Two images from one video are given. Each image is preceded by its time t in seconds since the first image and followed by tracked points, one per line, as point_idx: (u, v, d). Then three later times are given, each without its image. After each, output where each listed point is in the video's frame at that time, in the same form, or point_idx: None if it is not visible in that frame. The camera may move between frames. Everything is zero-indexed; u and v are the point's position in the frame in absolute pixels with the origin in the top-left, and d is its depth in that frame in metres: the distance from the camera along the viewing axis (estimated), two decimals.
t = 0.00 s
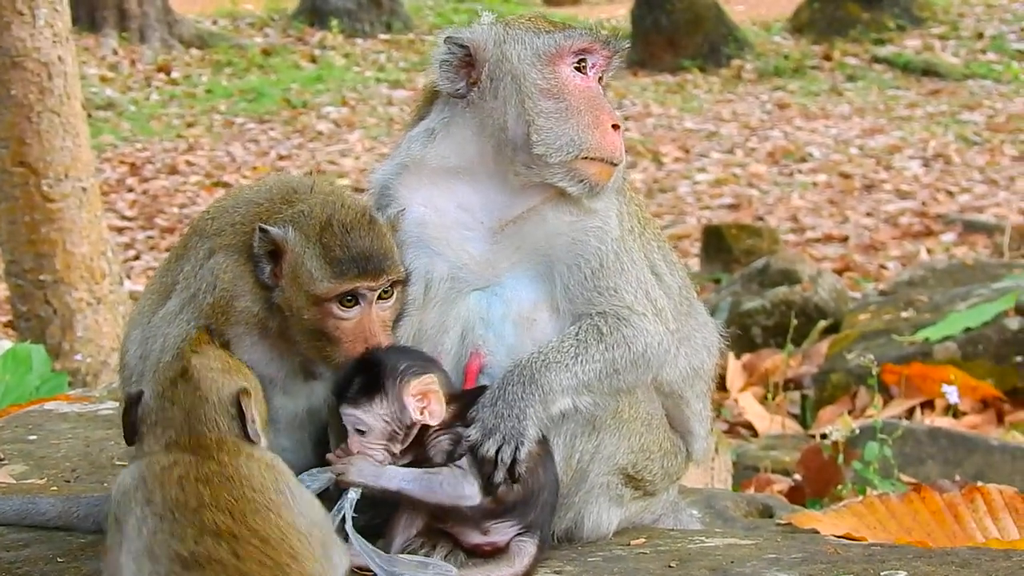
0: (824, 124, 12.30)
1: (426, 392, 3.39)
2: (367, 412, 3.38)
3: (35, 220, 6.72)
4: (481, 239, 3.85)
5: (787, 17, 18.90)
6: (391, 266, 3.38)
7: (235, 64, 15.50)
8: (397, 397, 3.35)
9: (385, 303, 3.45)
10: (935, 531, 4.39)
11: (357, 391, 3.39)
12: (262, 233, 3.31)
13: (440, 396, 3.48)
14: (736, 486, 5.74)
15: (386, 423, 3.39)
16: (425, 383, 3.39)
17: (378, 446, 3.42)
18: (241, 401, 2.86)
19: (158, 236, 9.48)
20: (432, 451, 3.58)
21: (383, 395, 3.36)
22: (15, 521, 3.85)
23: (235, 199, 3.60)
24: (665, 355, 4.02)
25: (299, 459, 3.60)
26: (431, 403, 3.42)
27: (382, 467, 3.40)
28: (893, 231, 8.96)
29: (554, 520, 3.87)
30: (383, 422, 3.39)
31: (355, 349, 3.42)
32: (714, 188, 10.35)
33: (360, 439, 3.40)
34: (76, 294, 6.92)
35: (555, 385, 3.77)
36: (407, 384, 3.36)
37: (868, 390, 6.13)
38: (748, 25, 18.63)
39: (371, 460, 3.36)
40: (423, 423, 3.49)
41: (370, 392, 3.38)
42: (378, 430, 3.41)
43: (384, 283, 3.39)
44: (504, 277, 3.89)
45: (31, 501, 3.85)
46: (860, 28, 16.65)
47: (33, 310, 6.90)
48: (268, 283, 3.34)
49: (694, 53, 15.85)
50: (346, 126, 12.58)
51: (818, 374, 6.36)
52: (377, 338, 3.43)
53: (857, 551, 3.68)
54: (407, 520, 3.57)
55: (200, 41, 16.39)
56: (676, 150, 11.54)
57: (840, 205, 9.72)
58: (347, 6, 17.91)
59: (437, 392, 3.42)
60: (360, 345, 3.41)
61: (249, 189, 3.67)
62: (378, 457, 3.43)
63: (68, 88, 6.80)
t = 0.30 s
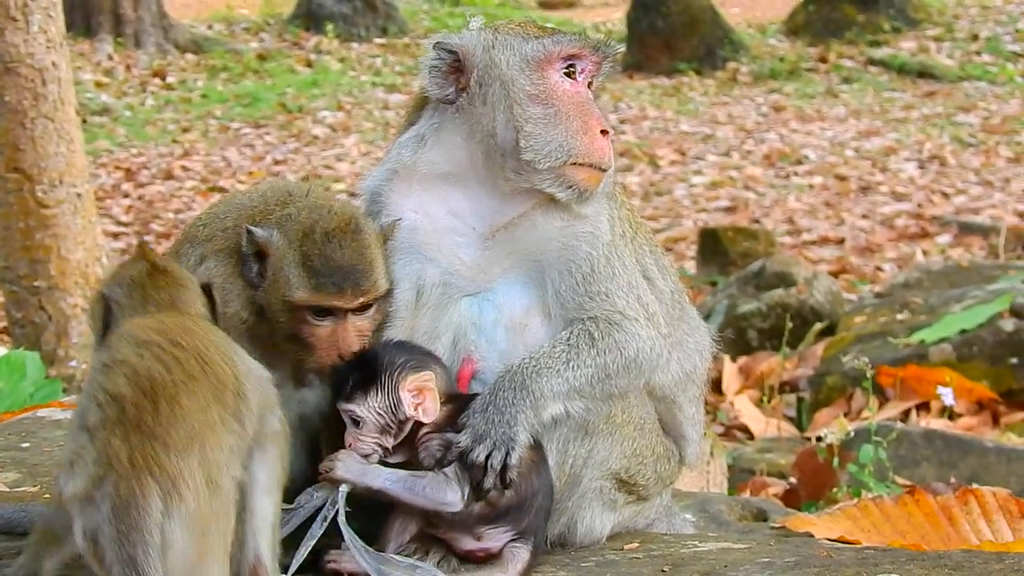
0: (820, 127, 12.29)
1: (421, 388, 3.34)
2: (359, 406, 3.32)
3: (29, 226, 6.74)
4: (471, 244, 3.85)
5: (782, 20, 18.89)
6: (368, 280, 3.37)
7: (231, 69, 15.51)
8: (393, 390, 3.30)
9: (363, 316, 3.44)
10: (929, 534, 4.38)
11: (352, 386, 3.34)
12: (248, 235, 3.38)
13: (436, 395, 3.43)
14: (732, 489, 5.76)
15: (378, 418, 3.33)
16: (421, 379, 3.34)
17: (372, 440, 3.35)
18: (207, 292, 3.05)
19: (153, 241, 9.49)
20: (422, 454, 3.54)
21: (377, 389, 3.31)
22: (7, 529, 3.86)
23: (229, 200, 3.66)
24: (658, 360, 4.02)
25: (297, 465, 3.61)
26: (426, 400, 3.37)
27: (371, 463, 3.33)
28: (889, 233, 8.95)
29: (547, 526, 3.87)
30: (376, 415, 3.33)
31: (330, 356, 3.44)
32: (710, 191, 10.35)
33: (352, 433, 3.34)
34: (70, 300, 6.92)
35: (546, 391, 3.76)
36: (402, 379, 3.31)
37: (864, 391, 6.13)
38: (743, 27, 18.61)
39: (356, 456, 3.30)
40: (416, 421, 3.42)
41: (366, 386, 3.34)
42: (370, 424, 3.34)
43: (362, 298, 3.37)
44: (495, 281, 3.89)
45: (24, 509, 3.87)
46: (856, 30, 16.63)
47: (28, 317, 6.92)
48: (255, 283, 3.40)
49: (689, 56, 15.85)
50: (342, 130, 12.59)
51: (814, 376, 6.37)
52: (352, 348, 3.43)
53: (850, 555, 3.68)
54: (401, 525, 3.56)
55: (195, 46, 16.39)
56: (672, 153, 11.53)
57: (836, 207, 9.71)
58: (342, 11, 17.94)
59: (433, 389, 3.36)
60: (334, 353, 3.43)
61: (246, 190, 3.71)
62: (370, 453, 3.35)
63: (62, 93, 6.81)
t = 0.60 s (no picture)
0: (810, 130, 12.30)
1: (411, 385, 3.38)
2: (351, 404, 3.41)
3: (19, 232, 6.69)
4: (456, 250, 3.85)
5: (771, 24, 18.91)
6: (325, 261, 3.32)
7: (221, 74, 15.51)
8: (382, 386, 3.36)
9: (320, 298, 3.37)
10: (920, 539, 4.37)
11: (346, 386, 3.45)
12: (216, 215, 3.39)
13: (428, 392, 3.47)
14: (722, 494, 5.74)
15: (369, 415, 3.39)
16: (412, 377, 3.40)
17: (367, 436, 3.41)
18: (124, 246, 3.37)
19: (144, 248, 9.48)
20: (410, 458, 3.57)
21: (368, 386, 3.40)
22: None
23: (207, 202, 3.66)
24: (644, 365, 4.01)
25: (283, 468, 3.73)
26: (417, 398, 3.41)
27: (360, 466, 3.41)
28: (879, 236, 8.96)
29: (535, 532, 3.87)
30: (368, 413, 3.40)
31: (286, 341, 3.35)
32: (701, 195, 10.35)
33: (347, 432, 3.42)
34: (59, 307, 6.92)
35: (531, 398, 3.75)
36: (391, 375, 3.37)
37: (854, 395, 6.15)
38: (733, 31, 18.62)
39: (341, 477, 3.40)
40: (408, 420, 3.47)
41: (360, 386, 3.43)
42: (363, 421, 3.41)
43: (316, 279, 3.32)
44: (480, 288, 3.88)
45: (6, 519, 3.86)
46: (846, 33, 16.66)
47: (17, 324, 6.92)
48: (222, 266, 3.40)
49: (679, 59, 15.86)
50: (332, 135, 12.59)
51: (804, 380, 6.38)
52: (306, 331, 3.33)
53: (839, 560, 3.68)
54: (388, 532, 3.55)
55: (185, 51, 16.42)
56: (662, 157, 11.53)
57: (827, 210, 9.72)
58: (332, 16, 17.97)
59: (424, 387, 3.41)
60: (288, 335, 3.34)
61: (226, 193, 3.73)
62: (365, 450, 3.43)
63: (52, 99, 6.84)
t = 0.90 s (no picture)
0: (799, 137, 12.31)
1: (398, 391, 3.39)
2: (334, 406, 3.42)
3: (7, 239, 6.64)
4: (441, 256, 3.84)
5: (760, 31, 18.94)
6: (295, 265, 3.34)
7: (210, 82, 15.50)
8: (369, 391, 3.37)
9: (291, 300, 3.39)
10: (909, 545, 4.36)
11: (329, 390, 3.46)
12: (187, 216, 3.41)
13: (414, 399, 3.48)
14: (710, 500, 5.72)
15: (352, 417, 3.41)
16: (400, 383, 3.40)
17: (348, 444, 3.45)
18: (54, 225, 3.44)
19: (134, 254, 9.44)
20: (397, 462, 3.58)
21: (353, 389, 3.41)
22: None
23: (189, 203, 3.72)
24: (631, 370, 3.99)
25: (272, 472, 3.73)
26: (402, 405, 3.42)
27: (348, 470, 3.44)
28: (869, 244, 8.96)
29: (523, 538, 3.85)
30: (351, 416, 3.41)
31: (255, 342, 3.36)
32: (690, 203, 10.33)
33: (330, 436, 3.44)
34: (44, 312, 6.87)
35: (518, 403, 3.72)
36: (376, 382, 3.38)
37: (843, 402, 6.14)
38: (722, 38, 18.65)
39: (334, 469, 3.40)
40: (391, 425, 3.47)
41: (345, 387, 3.44)
42: (345, 427, 3.43)
43: (284, 282, 3.33)
44: (465, 294, 3.86)
45: None
46: (836, 41, 16.70)
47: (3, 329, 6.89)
48: (193, 265, 3.43)
49: (669, 67, 15.89)
50: (322, 143, 12.58)
51: (793, 388, 6.38)
52: (275, 333, 3.34)
53: (828, 566, 3.66)
54: (377, 535, 3.56)
55: (175, 59, 16.42)
56: (651, 164, 11.53)
57: (816, 218, 9.72)
58: (322, 23, 17.98)
59: (409, 393, 3.42)
60: (258, 336, 3.35)
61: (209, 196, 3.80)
62: (346, 456, 3.46)
63: (42, 106, 6.81)
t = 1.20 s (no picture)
0: (809, 144, 12.29)
1: (405, 399, 3.36)
2: (341, 416, 3.38)
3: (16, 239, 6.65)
4: (451, 260, 3.82)
5: (770, 37, 18.92)
6: (293, 253, 3.31)
7: (219, 85, 15.53)
8: (376, 397, 3.33)
9: (291, 289, 3.37)
10: (919, 552, 4.30)
11: (334, 401, 3.42)
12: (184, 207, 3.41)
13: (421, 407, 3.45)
14: (717, 506, 5.70)
15: (359, 425, 3.37)
16: (406, 390, 3.37)
17: (357, 451, 3.37)
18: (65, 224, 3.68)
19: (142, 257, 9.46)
20: (404, 466, 3.50)
21: (359, 397, 3.36)
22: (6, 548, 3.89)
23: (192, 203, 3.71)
24: (641, 375, 3.96)
25: (281, 469, 3.78)
26: (410, 413, 3.38)
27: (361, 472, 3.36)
28: (878, 250, 8.93)
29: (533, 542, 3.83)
30: (359, 425, 3.37)
31: (257, 333, 3.34)
32: (698, 208, 10.31)
33: (338, 446, 3.38)
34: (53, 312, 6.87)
35: (526, 407, 3.70)
36: (384, 387, 3.34)
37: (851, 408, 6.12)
38: (732, 44, 18.62)
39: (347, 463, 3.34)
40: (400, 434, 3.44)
41: (350, 394, 3.40)
42: (353, 435, 3.38)
43: (285, 272, 3.29)
44: (475, 299, 3.83)
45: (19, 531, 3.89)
46: (846, 47, 16.68)
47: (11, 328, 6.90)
48: (193, 256, 3.42)
49: (678, 73, 15.88)
50: (331, 147, 12.60)
51: (801, 395, 6.35)
52: (276, 323, 3.32)
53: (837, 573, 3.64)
54: (387, 536, 3.53)
55: (184, 62, 16.40)
56: (660, 170, 11.52)
57: (825, 224, 9.70)
58: (331, 27, 18.01)
59: (417, 400, 3.39)
60: (260, 326, 3.33)
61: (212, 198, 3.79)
62: (360, 463, 3.38)
63: (52, 109, 6.81)
